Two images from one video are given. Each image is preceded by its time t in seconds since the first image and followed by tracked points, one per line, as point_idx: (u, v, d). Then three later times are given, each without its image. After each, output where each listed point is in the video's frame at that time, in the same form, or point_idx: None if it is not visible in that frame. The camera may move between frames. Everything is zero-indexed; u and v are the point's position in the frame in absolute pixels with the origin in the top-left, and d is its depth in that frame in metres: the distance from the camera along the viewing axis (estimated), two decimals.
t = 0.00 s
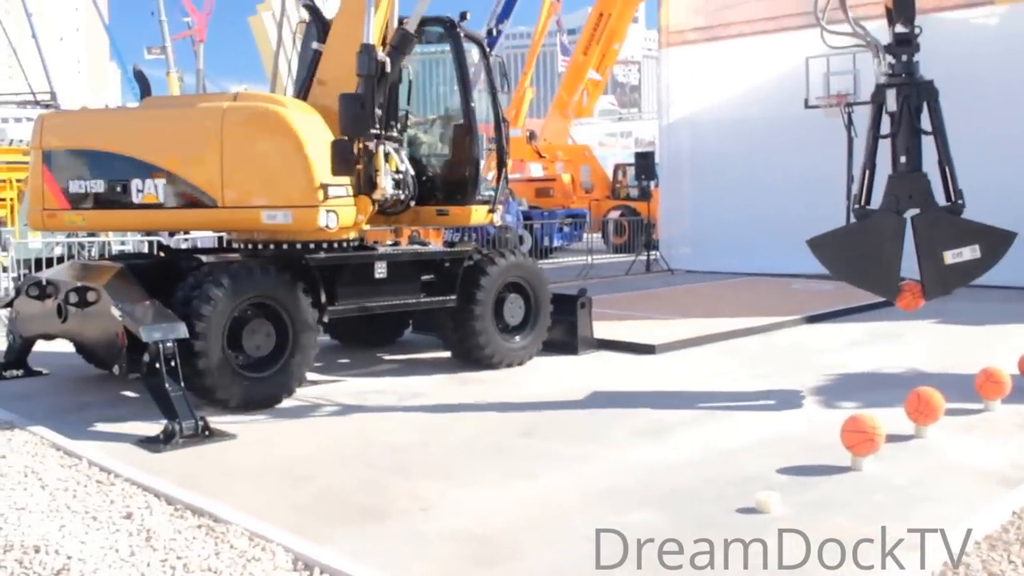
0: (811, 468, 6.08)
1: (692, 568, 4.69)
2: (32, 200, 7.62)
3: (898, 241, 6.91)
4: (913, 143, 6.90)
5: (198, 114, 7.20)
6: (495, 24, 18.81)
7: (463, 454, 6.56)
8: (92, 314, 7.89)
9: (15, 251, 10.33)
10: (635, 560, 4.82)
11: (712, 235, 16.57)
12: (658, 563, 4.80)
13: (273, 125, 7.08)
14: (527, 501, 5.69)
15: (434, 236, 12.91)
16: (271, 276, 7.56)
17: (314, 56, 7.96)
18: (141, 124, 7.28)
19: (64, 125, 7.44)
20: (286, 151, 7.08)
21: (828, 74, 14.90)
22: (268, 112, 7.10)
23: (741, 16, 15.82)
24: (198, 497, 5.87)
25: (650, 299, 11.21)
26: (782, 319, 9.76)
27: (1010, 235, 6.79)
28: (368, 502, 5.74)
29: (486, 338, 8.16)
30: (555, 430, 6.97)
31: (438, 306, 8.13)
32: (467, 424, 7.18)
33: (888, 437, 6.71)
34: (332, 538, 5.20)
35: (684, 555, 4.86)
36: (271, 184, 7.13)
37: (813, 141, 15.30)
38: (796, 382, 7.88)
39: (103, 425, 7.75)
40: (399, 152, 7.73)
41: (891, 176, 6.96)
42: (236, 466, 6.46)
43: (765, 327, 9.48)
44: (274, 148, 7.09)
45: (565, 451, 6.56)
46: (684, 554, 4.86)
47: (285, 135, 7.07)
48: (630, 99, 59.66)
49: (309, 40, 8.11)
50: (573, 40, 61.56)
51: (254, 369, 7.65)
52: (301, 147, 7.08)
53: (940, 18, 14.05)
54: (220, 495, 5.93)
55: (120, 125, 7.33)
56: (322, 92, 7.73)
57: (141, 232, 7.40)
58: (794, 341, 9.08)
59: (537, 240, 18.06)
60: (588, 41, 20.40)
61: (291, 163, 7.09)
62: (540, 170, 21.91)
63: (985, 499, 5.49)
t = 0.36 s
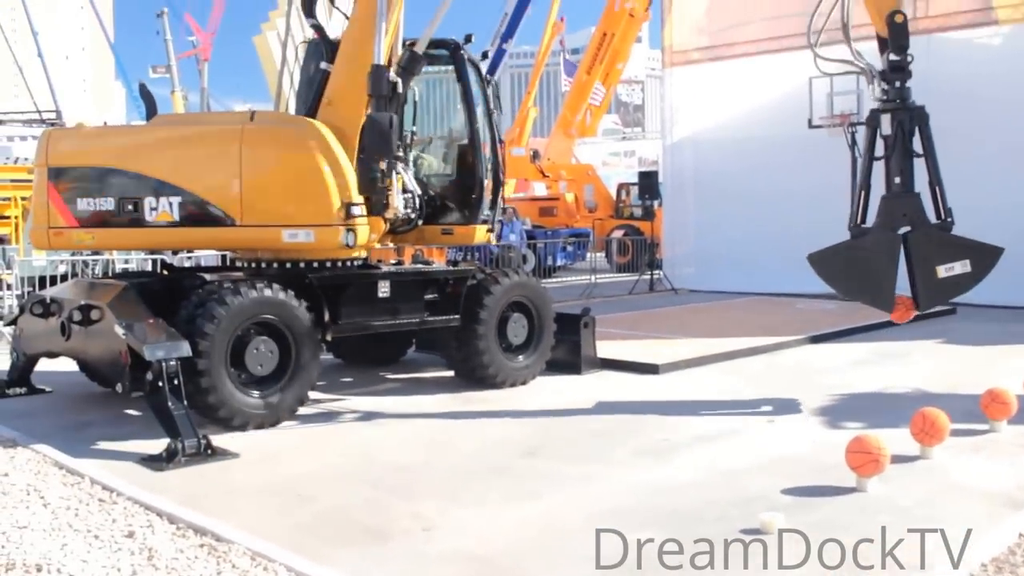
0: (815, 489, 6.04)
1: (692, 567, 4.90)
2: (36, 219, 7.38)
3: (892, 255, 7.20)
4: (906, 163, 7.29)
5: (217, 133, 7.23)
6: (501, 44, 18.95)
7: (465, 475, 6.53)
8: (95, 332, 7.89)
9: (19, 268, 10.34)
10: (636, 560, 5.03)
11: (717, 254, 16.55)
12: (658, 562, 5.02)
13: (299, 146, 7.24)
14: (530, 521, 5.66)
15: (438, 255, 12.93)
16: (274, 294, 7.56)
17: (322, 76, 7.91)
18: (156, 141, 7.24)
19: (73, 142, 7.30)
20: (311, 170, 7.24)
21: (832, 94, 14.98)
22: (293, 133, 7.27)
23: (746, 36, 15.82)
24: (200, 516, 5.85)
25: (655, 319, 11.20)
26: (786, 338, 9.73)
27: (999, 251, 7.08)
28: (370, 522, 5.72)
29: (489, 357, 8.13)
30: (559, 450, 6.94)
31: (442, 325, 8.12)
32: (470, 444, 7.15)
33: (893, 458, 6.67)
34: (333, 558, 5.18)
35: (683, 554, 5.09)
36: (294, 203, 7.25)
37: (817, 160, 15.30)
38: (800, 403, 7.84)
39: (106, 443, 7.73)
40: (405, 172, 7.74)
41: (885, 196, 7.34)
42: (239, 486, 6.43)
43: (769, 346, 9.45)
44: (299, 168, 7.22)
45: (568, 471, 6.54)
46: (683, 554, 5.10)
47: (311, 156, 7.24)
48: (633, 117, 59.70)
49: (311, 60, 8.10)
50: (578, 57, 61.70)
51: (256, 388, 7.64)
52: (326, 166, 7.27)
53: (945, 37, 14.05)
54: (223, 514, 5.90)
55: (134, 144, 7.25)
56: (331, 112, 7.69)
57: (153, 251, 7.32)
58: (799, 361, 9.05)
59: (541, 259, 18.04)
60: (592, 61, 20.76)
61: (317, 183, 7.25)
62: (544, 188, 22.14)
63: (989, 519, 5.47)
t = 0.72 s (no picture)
0: (817, 509, 6.00)
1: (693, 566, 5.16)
2: (41, 236, 7.18)
3: (882, 270, 7.74)
4: (893, 185, 7.82)
5: (230, 151, 7.14)
6: (501, 63, 19.15)
7: (466, 495, 6.50)
8: (96, 350, 7.87)
9: (20, 286, 10.36)
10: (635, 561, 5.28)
11: (719, 273, 16.53)
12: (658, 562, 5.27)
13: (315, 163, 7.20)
14: (530, 542, 5.63)
15: (439, 274, 12.96)
16: (275, 313, 7.55)
17: (330, 95, 7.93)
18: (167, 158, 7.11)
19: (80, 157, 7.13)
20: (330, 188, 7.21)
21: (834, 114, 15.02)
22: (309, 150, 7.23)
23: (747, 56, 15.88)
24: (201, 536, 5.82)
25: (656, 339, 11.18)
26: (788, 358, 9.71)
27: (980, 267, 7.70)
28: (370, 542, 5.69)
29: (490, 377, 8.11)
30: (560, 471, 6.91)
31: (443, 344, 8.12)
32: (471, 464, 7.12)
33: (896, 479, 6.62)
34: None
35: (683, 554, 5.34)
36: (313, 221, 7.21)
37: (818, 180, 15.31)
38: (802, 423, 7.81)
39: (106, 462, 7.71)
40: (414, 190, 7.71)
41: (873, 215, 7.84)
42: (239, 505, 6.41)
43: (771, 367, 9.43)
44: (317, 186, 7.19)
45: (569, 490, 6.52)
46: (685, 554, 5.35)
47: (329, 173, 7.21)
48: (634, 137, 59.68)
49: (314, 78, 8.09)
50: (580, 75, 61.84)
51: (256, 407, 7.62)
52: (344, 184, 7.26)
53: (947, 57, 14.07)
54: (223, 534, 5.88)
55: (144, 160, 7.12)
56: (335, 132, 7.76)
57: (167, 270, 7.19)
58: (801, 381, 9.03)
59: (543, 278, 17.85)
60: (593, 80, 20.81)
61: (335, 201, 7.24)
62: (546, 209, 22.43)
63: (992, 541, 5.44)
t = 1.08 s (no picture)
0: (820, 531, 5.94)
1: (694, 566, 5.44)
2: (49, 255, 7.05)
3: (866, 285, 8.22)
4: (875, 205, 8.40)
5: (245, 169, 7.12)
6: (502, 83, 19.22)
7: (466, 516, 6.46)
8: (98, 369, 7.85)
9: (23, 304, 10.39)
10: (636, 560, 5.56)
11: (722, 297, 16.49)
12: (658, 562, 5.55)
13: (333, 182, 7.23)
14: (531, 562, 5.59)
15: (441, 295, 12.98)
16: (277, 332, 7.55)
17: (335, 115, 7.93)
18: (180, 177, 7.06)
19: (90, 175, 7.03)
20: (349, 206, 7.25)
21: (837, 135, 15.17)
22: (325, 169, 7.25)
23: (749, 76, 15.95)
24: (200, 555, 5.78)
25: (658, 359, 11.16)
26: (791, 379, 9.67)
27: (957, 282, 8.20)
28: (370, 563, 5.65)
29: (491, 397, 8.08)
30: (561, 491, 6.88)
31: (445, 364, 8.09)
32: (472, 484, 7.08)
33: (900, 500, 6.57)
34: None
35: (683, 554, 5.63)
36: (332, 239, 7.23)
37: (825, 202, 15.31)
38: (806, 444, 7.76)
39: (107, 481, 7.69)
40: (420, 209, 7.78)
41: (857, 234, 8.38)
42: (239, 525, 6.37)
43: (774, 387, 9.40)
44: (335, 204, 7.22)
45: (571, 511, 6.49)
46: (685, 554, 5.63)
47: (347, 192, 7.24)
48: (636, 156, 59.61)
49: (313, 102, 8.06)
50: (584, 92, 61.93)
51: (257, 427, 7.60)
52: (362, 202, 7.29)
53: (949, 76, 14.07)
54: (222, 554, 5.84)
55: (157, 179, 7.05)
56: (342, 152, 7.78)
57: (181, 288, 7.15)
58: (804, 402, 8.99)
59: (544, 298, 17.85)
60: (596, 99, 20.97)
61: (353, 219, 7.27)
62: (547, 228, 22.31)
63: (997, 562, 5.38)
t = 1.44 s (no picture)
0: (824, 551, 5.89)
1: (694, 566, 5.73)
2: (61, 274, 6.86)
3: (845, 303, 8.27)
4: (856, 227, 8.46)
5: (264, 189, 7.10)
6: (504, 103, 19.31)
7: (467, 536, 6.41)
8: (100, 388, 7.81)
9: (25, 322, 10.40)
10: (636, 561, 5.84)
11: (725, 317, 16.45)
12: (658, 562, 5.83)
13: (352, 203, 7.30)
14: None
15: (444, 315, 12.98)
16: (279, 351, 7.52)
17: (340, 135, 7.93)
18: (198, 194, 6.99)
19: (105, 193, 6.90)
20: (367, 226, 7.34)
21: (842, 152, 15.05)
22: (344, 189, 7.31)
23: (752, 95, 15.99)
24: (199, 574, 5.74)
25: (661, 379, 11.14)
26: (794, 400, 9.63)
27: (932, 299, 8.23)
28: None
29: (493, 418, 8.06)
30: (562, 512, 6.83)
31: (447, 384, 8.08)
32: (473, 505, 7.03)
33: (903, 522, 6.50)
34: None
35: (683, 554, 5.93)
36: (351, 259, 7.32)
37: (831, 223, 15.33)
38: (809, 465, 7.72)
39: (107, 499, 7.65)
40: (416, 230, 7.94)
41: (836, 253, 8.43)
42: (239, 544, 6.33)
43: (777, 408, 9.37)
44: (355, 225, 7.31)
45: (572, 531, 6.44)
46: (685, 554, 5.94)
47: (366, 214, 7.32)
48: (638, 175, 59.45)
49: (312, 121, 8.03)
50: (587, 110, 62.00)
51: (259, 446, 7.55)
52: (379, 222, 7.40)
53: (953, 96, 14.06)
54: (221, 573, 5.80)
55: (174, 196, 6.97)
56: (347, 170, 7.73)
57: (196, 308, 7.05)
58: (807, 423, 8.95)
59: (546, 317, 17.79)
60: (598, 118, 21.07)
61: (372, 239, 7.38)
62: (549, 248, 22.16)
63: None
